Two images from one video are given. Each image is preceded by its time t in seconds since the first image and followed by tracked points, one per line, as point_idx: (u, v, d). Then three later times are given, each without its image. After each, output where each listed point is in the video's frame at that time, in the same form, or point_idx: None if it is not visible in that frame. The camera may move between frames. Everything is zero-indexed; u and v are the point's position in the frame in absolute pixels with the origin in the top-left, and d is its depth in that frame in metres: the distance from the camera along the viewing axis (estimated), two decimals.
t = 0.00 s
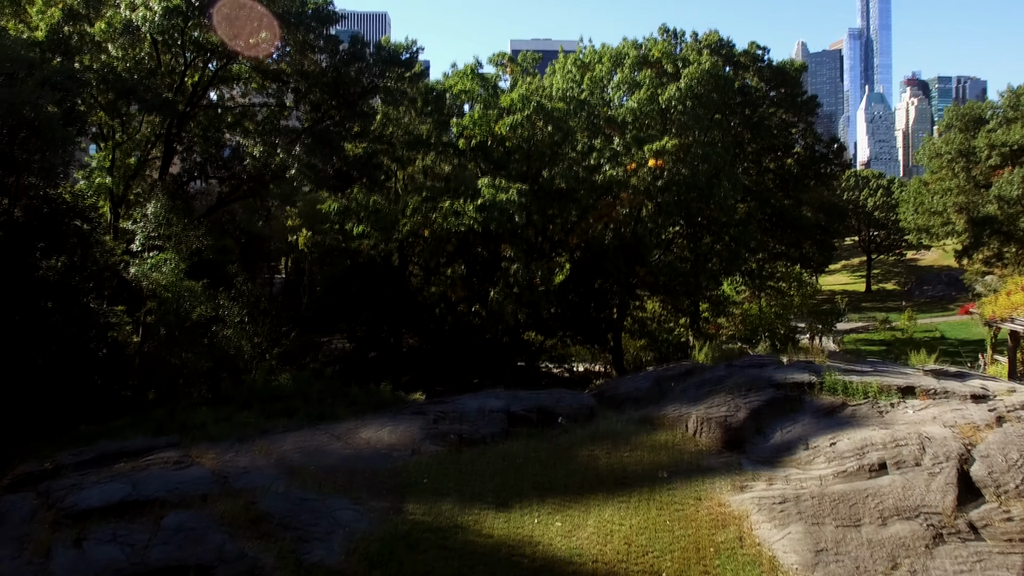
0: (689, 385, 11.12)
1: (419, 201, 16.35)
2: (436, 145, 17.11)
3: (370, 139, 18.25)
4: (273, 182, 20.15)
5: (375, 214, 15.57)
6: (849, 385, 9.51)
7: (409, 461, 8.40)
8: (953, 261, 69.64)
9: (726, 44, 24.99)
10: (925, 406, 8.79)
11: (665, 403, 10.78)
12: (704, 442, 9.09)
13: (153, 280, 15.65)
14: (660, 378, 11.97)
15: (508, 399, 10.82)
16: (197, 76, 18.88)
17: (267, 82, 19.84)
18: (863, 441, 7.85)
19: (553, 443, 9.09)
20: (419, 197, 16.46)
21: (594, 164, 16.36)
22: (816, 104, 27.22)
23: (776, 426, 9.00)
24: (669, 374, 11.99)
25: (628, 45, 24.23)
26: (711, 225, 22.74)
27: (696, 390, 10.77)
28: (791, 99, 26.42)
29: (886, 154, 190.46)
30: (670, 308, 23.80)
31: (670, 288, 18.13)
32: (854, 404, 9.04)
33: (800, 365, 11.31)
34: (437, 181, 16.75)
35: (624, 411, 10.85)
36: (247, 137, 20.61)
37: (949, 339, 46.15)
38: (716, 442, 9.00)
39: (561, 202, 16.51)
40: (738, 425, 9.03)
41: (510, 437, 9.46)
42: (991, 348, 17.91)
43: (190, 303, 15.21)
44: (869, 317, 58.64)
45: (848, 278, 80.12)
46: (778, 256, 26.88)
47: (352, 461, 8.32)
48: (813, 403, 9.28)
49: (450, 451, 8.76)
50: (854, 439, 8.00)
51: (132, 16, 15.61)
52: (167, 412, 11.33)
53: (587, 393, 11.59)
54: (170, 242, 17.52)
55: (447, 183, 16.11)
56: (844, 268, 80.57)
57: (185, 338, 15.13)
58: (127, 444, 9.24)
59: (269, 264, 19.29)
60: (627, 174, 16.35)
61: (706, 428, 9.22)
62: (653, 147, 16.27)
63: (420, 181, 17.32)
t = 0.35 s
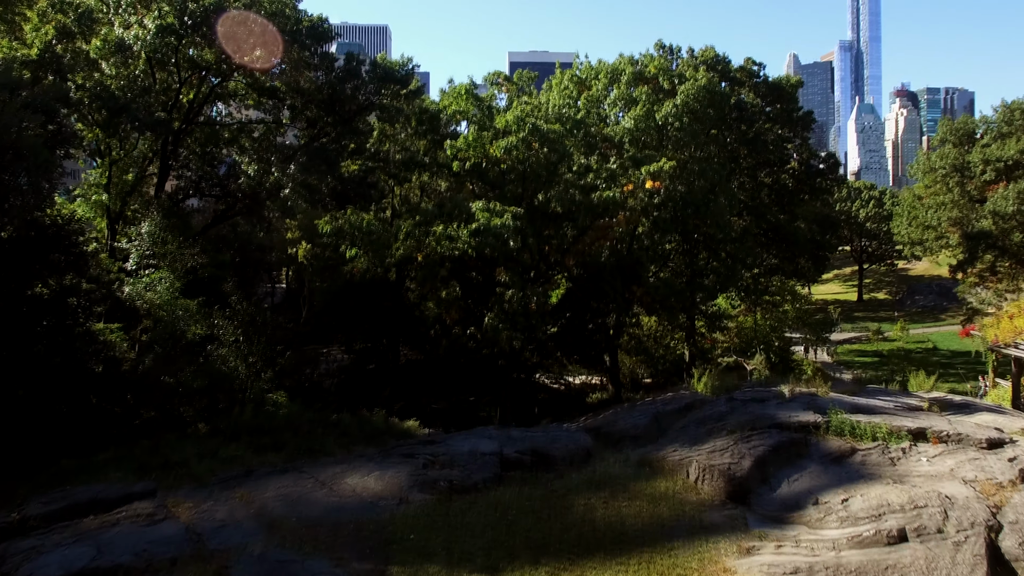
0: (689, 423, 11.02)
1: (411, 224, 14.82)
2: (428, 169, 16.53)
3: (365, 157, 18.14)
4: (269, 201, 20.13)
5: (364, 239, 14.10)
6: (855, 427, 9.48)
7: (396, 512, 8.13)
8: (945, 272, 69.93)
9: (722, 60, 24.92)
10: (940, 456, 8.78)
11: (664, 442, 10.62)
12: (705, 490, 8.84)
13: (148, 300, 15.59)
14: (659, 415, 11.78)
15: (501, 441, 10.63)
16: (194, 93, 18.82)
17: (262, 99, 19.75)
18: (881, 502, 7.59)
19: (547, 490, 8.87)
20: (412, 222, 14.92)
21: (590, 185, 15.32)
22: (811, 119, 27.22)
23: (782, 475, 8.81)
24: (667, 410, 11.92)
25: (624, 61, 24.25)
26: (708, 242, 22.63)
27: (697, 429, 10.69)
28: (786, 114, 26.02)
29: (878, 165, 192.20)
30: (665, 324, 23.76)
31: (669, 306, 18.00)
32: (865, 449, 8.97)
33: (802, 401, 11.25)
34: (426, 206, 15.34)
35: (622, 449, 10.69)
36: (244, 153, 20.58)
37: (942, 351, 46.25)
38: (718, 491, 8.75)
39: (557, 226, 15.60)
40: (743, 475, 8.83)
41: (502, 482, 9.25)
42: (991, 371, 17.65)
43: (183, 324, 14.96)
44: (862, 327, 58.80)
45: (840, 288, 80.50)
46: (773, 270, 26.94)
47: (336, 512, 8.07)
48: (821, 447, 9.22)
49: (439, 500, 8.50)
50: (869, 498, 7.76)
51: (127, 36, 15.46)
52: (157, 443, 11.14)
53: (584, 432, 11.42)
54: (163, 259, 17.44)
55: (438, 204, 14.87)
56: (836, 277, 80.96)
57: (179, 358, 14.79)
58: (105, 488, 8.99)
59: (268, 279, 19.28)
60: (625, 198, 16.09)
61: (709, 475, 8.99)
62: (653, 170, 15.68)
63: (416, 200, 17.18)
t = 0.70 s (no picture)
0: (690, 468, 10.74)
1: (402, 251, 13.54)
2: (421, 188, 16.39)
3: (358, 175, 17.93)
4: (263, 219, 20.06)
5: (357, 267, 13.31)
6: (866, 474, 9.39)
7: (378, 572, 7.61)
8: (938, 283, 70.06)
9: (718, 76, 24.84)
10: (961, 513, 8.31)
11: (665, 487, 10.31)
12: (708, 548, 8.30)
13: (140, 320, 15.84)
14: (658, 458, 11.51)
15: (492, 489, 10.33)
16: (188, 111, 18.66)
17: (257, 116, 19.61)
18: (902, 571, 7.05)
19: (539, 546, 8.48)
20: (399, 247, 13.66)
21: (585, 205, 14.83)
22: (807, 135, 27.08)
23: (791, 533, 8.37)
24: (666, 451, 11.79)
25: (620, 76, 24.20)
26: (704, 258, 22.55)
27: (698, 474, 10.42)
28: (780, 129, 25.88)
29: (870, 176, 193.79)
30: (661, 342, 23.64)
31: (665, 324, 17.83)
32: (879, 504, 8.69)
33: (809, 441, 11.03)
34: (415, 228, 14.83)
35: (621, 494, 10.42)
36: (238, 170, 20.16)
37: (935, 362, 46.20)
38: (722, 551, 8.21)
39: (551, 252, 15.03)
40: (749, 534, 8.29)
41: (493, 537, 8.90)
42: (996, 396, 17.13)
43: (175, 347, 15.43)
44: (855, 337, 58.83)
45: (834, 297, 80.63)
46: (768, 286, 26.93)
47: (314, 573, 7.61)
48: (830, 498, 8.98)
49: (425, 559, 8.05)
50: (890, 568, 7.19)
51: (117, 54, 15.28)
52: (141, 478, 10.84)
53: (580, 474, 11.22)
54: (157, 277, 16.98)
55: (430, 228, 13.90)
56: (829, 286, 81.15)
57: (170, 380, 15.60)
58: (77, 540, 8.57)
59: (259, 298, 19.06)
60: (622, 221, 15.75)
61: (712, 533, 8.44)
62: (651, 192, 15.28)
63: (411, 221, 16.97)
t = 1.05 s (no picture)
0: (692, 514, 10.41)
1: (394, 275, 13.20)
2: (416, 209, 16.14)
3: (353, 193, 17.70)
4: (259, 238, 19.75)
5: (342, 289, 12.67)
6: (880, 526, 9.06)
7: None
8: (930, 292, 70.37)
9: (715, 90, 24.68)
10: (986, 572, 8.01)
11: (666, 534, 9.96)
12: None
13: (132, 338, 15.64)
14: (658, 501, 11.18)
15: (483, 540, 10.04)
16: (183, 126, 18.55)
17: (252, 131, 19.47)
18: None
19: None
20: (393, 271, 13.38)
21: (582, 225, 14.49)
22: (804, 148, 26.88)
23: None
24: (665, 492, 11.45)
25: (616, 90, 24.07)
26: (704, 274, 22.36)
27: (701, 521, 10.07)
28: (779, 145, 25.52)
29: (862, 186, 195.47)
30: (658, 358, 23.45)
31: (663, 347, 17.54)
32: (897, 563, 8.35)
33: (815, 485, 10.73)
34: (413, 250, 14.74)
35: (620, 542, 10.05)
36: (233, 187, 19.65)
37: (930, 372, 46.12)
38: None
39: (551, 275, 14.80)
40: None
41: None
42: (1001, 420, 16.46)
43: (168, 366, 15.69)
44: (850, 347, 58.75)
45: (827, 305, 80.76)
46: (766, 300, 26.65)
47: None
48: (844, 555, 8.63)
49: None
50: None
51: (107, 72, 15.07)
52: (125, 515, 10.49)
53: (574, 521, 10.91)
54: (152, 293, 16.73)
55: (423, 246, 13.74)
56: (822, 295, 81.23)
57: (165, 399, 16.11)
58: None
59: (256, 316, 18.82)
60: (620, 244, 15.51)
61: None
62: (648, 214, 15.08)
63: (406, 240, 16.74)
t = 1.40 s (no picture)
0: (697, 568, 9.91)
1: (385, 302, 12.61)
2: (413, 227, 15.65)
3: (347, 211, 17.37)
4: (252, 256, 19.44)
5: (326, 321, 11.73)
6: None
7: None
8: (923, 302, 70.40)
9: (712, 104, 24.49)
10: None
11: None
12: None
13: (124, 359, 15.50)
14: (660, 551, 10.65)
15: None
16: (176, 143, 18.33)
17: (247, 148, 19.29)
18: None
19: None
20: (386, 302, 12.54)
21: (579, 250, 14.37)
22: (801, 162, 26.67)
23: None
24: (667, 542, 10.93)
25: (613, 105, 23.97)
26: (703, 290, 22.10)
27: None
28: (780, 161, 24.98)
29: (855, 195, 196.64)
30: (656, 376, 23.18)
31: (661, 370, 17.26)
32: None
33: (826, 537, 10.26)
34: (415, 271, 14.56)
35: None
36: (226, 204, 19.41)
37: (924, 382, 45.89)
38: None
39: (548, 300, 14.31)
40: None
41: None
42: (1009, 447, 16.09)
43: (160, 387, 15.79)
44: (844, 356, 58.57)
45: (821, 314, 80.70)
46: (763, 315, 26.37)
47: None
48: None
49: None
50: None
51: (93, 89, 14.79)
52: (104, 558, 10.00)
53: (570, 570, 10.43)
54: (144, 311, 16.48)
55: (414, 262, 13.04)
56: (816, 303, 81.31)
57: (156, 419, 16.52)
58: None
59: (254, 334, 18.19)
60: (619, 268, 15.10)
61: None
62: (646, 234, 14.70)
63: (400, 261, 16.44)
